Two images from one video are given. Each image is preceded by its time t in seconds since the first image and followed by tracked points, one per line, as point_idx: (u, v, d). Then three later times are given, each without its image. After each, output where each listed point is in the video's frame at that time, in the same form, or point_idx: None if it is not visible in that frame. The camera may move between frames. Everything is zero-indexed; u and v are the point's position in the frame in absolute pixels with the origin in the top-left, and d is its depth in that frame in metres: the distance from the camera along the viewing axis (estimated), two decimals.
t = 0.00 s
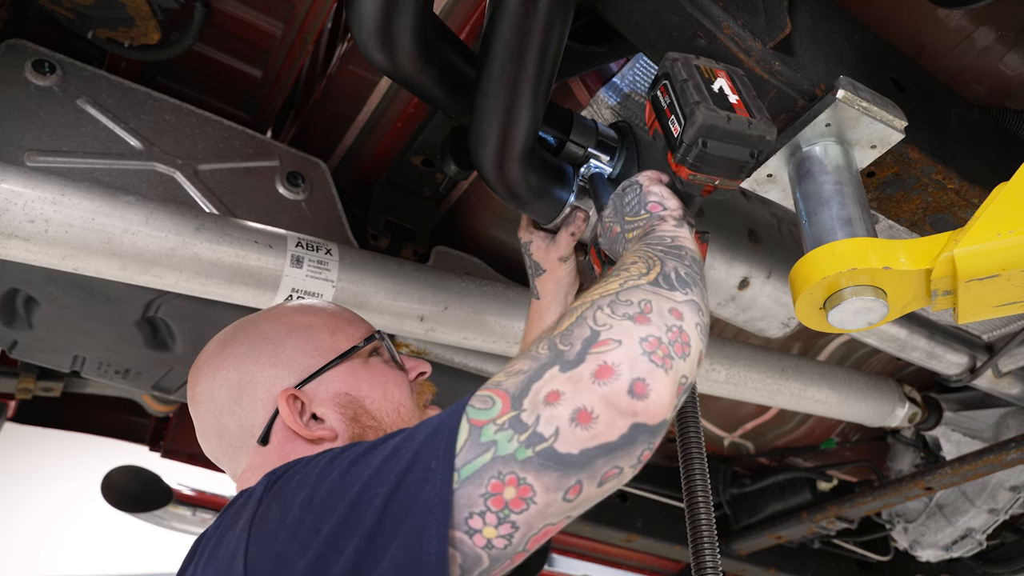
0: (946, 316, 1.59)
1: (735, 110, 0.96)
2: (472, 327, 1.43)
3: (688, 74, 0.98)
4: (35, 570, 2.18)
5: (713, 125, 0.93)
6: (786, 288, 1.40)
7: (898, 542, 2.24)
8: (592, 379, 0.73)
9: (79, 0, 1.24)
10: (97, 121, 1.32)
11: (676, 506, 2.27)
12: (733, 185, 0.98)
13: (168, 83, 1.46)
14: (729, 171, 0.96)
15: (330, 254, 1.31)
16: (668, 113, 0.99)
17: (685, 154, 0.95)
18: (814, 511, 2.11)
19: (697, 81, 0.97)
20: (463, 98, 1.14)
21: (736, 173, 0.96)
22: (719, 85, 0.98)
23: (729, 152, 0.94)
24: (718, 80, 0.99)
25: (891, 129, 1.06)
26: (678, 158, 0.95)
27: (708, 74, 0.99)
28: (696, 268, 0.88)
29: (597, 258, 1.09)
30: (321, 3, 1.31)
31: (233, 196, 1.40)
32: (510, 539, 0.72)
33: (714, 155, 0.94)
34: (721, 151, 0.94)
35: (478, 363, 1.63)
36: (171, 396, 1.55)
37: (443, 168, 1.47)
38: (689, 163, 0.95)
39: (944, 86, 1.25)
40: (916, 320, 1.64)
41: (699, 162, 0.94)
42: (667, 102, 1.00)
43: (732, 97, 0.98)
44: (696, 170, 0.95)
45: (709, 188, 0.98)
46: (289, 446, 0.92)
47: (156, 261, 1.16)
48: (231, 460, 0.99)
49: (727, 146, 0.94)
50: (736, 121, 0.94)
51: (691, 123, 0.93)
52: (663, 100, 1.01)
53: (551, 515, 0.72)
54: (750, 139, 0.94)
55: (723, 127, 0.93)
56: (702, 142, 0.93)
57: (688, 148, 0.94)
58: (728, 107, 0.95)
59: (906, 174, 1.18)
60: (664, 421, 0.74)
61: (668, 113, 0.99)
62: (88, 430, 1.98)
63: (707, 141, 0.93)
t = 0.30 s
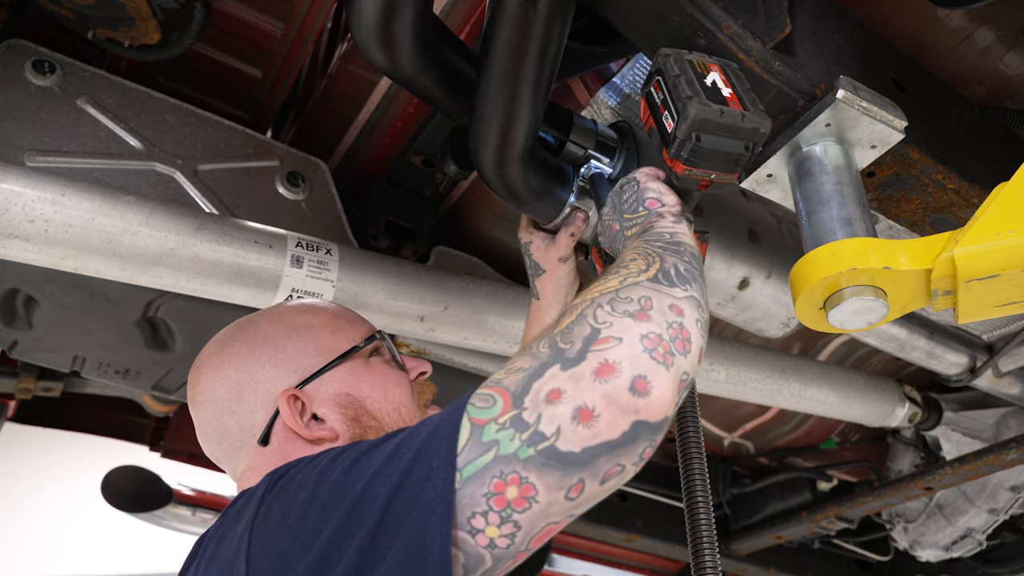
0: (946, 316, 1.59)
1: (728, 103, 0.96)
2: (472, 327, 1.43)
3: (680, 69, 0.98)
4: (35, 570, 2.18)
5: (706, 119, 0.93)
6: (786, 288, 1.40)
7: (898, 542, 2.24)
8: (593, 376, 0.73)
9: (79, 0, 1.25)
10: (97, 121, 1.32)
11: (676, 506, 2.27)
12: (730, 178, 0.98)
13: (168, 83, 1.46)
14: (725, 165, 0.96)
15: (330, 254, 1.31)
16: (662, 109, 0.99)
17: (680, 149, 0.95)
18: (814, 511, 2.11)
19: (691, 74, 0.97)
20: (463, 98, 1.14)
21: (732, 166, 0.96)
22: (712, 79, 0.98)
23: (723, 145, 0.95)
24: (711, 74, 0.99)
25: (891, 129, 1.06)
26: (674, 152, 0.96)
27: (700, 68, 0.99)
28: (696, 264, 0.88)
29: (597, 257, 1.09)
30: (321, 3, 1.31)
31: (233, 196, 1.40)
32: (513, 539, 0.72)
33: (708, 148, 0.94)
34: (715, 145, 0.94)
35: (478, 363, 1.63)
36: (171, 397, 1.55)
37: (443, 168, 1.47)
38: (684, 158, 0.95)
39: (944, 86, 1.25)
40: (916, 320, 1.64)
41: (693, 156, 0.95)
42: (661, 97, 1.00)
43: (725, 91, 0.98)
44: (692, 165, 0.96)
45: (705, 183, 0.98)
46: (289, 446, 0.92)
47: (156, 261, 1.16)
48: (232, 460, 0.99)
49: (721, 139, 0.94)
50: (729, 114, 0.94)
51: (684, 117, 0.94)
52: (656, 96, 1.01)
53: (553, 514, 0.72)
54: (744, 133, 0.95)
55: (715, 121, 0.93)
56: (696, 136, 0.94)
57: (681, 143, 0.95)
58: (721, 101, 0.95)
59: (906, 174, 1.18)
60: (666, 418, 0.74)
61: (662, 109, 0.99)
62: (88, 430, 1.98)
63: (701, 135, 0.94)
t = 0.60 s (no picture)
0: (946, 316, 1.59)
1: (716, 93, 0.97)
2: (472, 327, 1.43)
3: (666, 63, 0.99)
4: (35, 570, 2.18)
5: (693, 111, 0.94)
6: (786, 288, 1.40)
7: (898, 542, 2.24)
8: (583, 369, 0.73)
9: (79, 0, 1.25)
10: (97, 121, 1.32)
11: (676, 506, 2.27)
12: (721, 169, 0.99)
13: (168, 83, 1.46)
14: (715, 156, 0.98)
15: (330, 254, 1.31)
16: (651, 103, 1.00)
17: (669, 143, 0.96)
18: (814, 511, 2.11)
19: (677, 67, 0.98)
20: (463, 98, 1.14)
21: (723, 157, 0.97)
22: (699, 71, 0.99)
23: (713, 136, 0.96)
24: (698, 67, 1.00)
25: (891, 129, 1.05)
26: (664, 146, 0.97)
27: (687, 60, 1.00)
28: (688, 256, 0.88)
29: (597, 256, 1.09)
30: (321, 3, 1.31)
31: (233, 196, 1.40)
32: (506, 534, 0.72)
33: (698, 140, 0.95)
34: (704, 137, 0.96)
35: (478, 363, 1.63)
36: (171, 397, 1.55)
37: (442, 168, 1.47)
38: (674, 152, 0.96)
39: (944, 86, 1.25)
40: (916, 320, 1.64)
41: (682, 149, 0.96)
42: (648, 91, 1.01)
43: (713, 82, 0.99)
44: (682, 158, 0.97)
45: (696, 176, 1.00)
46: (289, 448, 0.92)
47: (156, 261, 1.16)
48: (233, 461, 0.99)
49: (710, 130, 0.96)
50: (716, 105, 0.95)
51: (671, 111, 0.95)
52: (644, 91, 1.02)
53: (547, 508, 0.72)
54: (733, 122, 0.96)
55: (703, 112, 0.95)
56: (684, 130, 0.95)
57: (671, 136, 0.96)
58: (708, 91, 0.96)
59: (906, 174, 1.18)
60: (658, 410, 0.75)
61: (651, 104, 1.00)
62: (88, 430, 1.98)
63: (690, 127, 0.95)
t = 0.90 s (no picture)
0: (946, 316, 1.59)
1: (710, 90, 0.97)
2: (472, 327, 1.43)
3: (661, 61, 1.00)
4: (35, 570, 2.18)
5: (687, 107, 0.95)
6: (786, 288, 1.40)
7: (898, 542, 2.24)
8: (579, 367, 0.73)
9: (79, 0, 1.25)
10: (97, 121, 1.32)
11: (676, 506, 2.27)
12: (717, 166, 0.98)
13: (168, 83, 1.46)
14: (712, 154, 0.97)
15: (330, 254, 1.31)
16: (646, 101, 1.00)
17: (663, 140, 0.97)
18: (814, 511, 2.11)
19: (671, 65, 0.99)
20: (462, 98, 1.14)
21: (720, 154, 0.97)
22: (694, 69, 0.99)
23: (708, 133, 0.96)
24: (694, 64, 1.00)
25: (891, 129, 1.05)
26: (660, 143, 0.97)
27: (682, 58, 1.00)
28: (685, 254, 0.89)
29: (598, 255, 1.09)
30: (321, 3, 1.31)
31: (233, 196, 1.40)
32: (503, 533, 0.72)
33: (693, 137, 0.96)
34: (699, 133, 0.96)
35: (478, 363, 1.63)
36: (171, 397, 1.55)
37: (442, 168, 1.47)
38: (669, 149, 0.96)
39: (943, 86, 1.25)
40: (916, 320, 1.64)
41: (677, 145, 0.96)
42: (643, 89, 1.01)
43: (707, 79, 0.99)
44: (678, 155, 0.97)
45: (692, 175, 0.99)
46: (288, 448, 0.92)
47: (156, 261, 1.16)
48: (232, 461, 0.99)
49: (705, 127, 0.96)
50: (710, 101, 0.95)
51: (665, 108, 0.95)
52: (640, 90, 1.02)
53: (543, 506, 0.72)
54: (728, 118, 0.95)
55: (698, 109, 0.95)
56: (679, 125, 0.95)
57: (666, 133, 0.96)
58: (702, 88, 0.96)
59: (906, 174, 1.18)
60: (655, 408, 0.75)
61: (646, 102, 1.00)
62: (88, 430, 1.98)
63: (684, 123, 0.95)
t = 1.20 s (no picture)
0: (946, 316, 1.59)
1: (713, 95, 0.97)
2: (472, 327, 1.43)
3: (663, 65, 1.00)
4: (35, 570, 2.18)
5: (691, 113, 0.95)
6: (786, 288, 1.40)
7: (898, 542, 2.24)
8: (584, 369, 0.73)
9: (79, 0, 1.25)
10: (97, 121, 1.32)
11: (676, 506, 2.27)
12: (719, 170, 0.99)
13: (168, 83, 1.46)
14: (714, 157, 0.98)
15: (330, 254, 1.31)
16: (649, 105, 1.01)
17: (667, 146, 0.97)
18: (814, 512, 2.11)
19: (673, 69, 0.99)
20: (463, 98, 1.14)
21: (722, 158, 0.98)
22: (696, 72, 1.00)
23: (711, 137, 0.96)
24: (695, 68, 1.01)
25: (891, 129, 1.06)
26: (665, 149, 0.97)
27: (684, 62, 1.01)
28: (687, 257, 0.89)
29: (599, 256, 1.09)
30: (321, 3, 1.31)
31: (233, 196, 1.40)
32: (508, 533, 0.72)
33: (696, 142, 0.96)
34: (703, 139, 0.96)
35: (478, 363, 1.63)
36: (171, 397, 1.55)
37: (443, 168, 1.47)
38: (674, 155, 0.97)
39: (943, 86, 1.25)
40: (916, 320, 1.64)
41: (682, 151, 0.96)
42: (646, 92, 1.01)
43: (709, 83, 0.99)
44: (681, 159, 0.97)
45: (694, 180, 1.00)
46: (291, 448, 0.92)
47: (156, 261, 1.16)
48: (234, 461, 0.99)
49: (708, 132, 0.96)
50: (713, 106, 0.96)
51: (669, 114, 0.95)
52: (642, 93, 1.03)
53: (548, 507, 0.72)
54: (731, 123, 0.96)
55: (701, 114, 0.95)
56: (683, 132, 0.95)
57: (669, 138, 0.96)
58: (705, 93, 0.97)
59: (906, 174, 1.18)
60: (659, 409, 0.75)
61: (648, 106, 1.01)
62: (88, 430, 1.98)
63: (688, 129, 0.95)
